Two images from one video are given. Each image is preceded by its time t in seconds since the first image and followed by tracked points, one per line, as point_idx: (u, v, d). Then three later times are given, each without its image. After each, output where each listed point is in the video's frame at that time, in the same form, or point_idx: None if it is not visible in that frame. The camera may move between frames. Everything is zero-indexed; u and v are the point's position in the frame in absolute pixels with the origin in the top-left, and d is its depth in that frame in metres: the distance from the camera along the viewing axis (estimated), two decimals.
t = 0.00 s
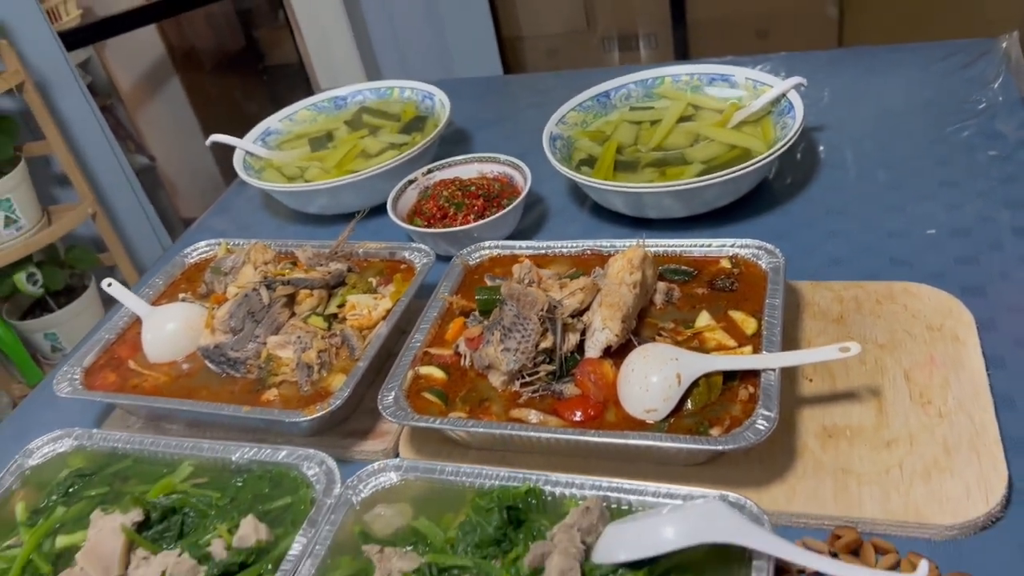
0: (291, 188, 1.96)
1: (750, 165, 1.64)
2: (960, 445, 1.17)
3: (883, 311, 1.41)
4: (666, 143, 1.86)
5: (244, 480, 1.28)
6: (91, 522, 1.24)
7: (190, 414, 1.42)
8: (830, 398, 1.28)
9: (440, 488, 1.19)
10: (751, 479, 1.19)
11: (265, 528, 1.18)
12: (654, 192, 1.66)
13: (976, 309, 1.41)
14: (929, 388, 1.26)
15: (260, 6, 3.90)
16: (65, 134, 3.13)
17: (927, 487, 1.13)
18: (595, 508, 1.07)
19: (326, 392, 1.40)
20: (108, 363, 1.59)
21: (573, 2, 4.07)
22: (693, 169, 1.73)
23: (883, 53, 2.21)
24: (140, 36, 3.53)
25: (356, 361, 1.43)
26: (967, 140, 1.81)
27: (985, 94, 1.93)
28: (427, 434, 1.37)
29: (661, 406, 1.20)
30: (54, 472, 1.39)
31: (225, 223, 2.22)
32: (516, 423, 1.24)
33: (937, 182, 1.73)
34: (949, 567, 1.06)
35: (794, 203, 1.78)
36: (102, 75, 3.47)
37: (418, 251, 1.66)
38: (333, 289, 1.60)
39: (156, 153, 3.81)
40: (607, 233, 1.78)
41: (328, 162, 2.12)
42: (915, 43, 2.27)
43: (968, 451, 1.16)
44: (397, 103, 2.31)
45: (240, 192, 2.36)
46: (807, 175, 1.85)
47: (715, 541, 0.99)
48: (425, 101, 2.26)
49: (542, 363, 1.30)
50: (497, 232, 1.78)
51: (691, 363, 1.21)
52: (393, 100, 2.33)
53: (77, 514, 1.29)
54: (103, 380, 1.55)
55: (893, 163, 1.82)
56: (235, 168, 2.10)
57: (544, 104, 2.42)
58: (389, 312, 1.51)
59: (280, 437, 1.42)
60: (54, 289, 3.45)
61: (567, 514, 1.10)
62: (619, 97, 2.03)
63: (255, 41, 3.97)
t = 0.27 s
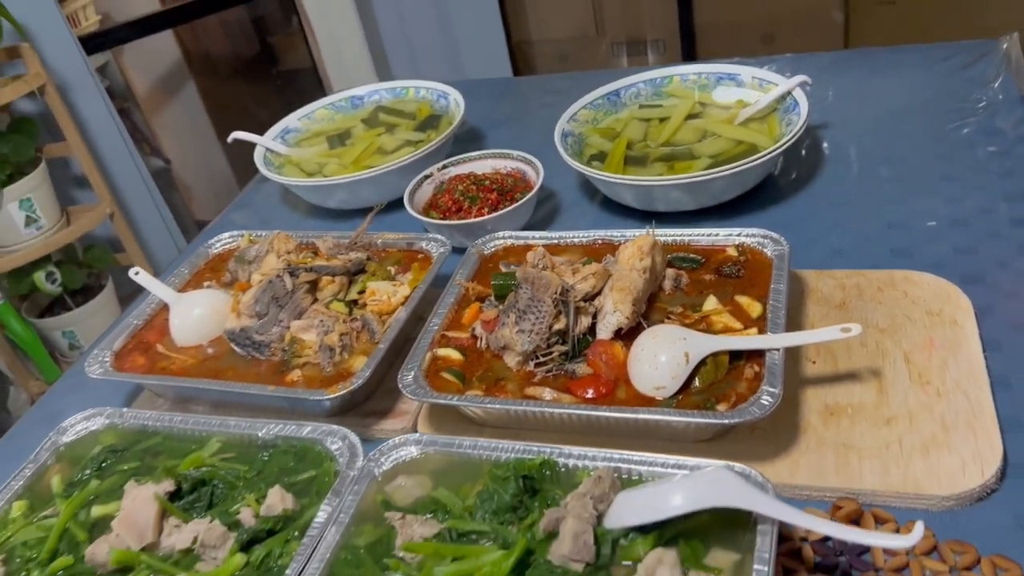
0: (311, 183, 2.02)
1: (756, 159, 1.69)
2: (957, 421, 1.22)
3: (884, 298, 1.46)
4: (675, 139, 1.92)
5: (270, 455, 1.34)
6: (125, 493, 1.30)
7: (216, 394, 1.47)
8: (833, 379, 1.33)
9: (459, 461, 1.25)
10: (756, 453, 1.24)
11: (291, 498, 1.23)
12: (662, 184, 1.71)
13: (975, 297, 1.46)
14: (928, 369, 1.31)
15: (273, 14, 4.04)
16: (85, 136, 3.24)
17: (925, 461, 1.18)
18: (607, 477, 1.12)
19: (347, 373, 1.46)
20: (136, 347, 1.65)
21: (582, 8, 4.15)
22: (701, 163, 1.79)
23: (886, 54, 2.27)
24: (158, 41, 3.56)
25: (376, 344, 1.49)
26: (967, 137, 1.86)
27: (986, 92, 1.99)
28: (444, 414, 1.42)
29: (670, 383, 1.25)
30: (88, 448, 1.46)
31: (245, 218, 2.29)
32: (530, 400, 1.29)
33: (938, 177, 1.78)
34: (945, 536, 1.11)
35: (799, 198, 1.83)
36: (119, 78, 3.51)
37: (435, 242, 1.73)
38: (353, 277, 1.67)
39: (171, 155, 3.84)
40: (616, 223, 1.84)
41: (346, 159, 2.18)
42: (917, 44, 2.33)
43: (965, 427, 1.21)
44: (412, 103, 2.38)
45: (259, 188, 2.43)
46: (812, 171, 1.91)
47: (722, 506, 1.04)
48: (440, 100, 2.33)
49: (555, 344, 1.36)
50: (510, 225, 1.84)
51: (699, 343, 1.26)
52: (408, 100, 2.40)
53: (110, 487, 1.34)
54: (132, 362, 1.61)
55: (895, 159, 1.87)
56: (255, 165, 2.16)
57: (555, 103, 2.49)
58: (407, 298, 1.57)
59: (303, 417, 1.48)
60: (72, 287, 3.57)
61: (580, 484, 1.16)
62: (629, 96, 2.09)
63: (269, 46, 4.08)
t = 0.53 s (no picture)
0: (328, 174, 2.08)
1: (760, 150, 1.75)
2: (953, 397, 1.27)
3: (884, 283, 1.51)
4: (681, 133, 1.97)
5: (292, 429, 1.40)
6: (153, 464, 1.36)
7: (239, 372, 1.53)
8: (834, 358, 1.38)
9: (474, 434, 1.31)
10: (759, 428, 1.29)
11: (313, 468, 1.29)
12: (670, 175, 1.77)
13: (971, 283, 1.51)
14: (926, 349, 1.36)
15: (284, 17, 4.09)
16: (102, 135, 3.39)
17: (921, 434, 1.23)
18: (616, 446, 1.17)
19: (366, 353, 1.52)
20: (161, 329, 1.70)
21: (590, 11, 4.23)
22: (706, 155, 1.85)
23: (888, 53, 2.32)
24: (171, 44, 3.67)
25: (394, 326, 1.55)
26: (966, 132, 1.91)
27: (985, 89, 2.04)
28: (458, 392, 1.48)
29: (676, 360, 1.31)
30: (116, 424, 1.51)
31: (262, 210, 2.35)
32: (542, 376, 1.35)
33: (937, 170, 1.83)
34: (940, 504, 1.16)
35: (802, 190, 1.89)
36: (134, 80, 3.65)
37: (449, 230, 1.79)
38: (371, 263, 1.73)
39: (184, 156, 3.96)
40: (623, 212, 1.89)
41: (361, 153, 2.25)
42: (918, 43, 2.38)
43: (960, 403, 1.26)
44: (425, 99, 2.44)
45: (276, 182, 2.49)
46: (815, 164, 1.96)
47: (726, 472, 1.09)
48: (452, 97, 2.39)
49: (566, 324, 1.42)
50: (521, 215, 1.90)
51: (704, 321, 1.32)
52: (421, 97, 2.46)
53: (139, 459, 1.40)
54: (158, 343, 1.66)
55: (896, 153, 1.92)
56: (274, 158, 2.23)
57: (564, 100, 2.55)
58: (423, 282, 1.63)
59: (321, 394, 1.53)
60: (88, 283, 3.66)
61: (590, 453, 1.21)
62: (637, 92, 2.14)
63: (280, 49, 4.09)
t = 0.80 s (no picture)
0: (346, 160, 2.13)
1: (767, 135, 1.80)
2: (951, 365, 1.32)
3: (886, 261, 1.57)
4: (690, 120, 2.03)
5: (316, 396, 1.46)
6: (184, 427, 1.42)
7: (265, 344, 1.59)
8: (838, 330, 1.44)
9: (492, 399, 1.36)
10: (765, 394, 1.35)
11: (338, 430, 1.35)
12: (679, 159, 1.83)
13: (971, 261, 1.56)
14: (926, 321, 1.41)
15: (296, 17, 4.18)
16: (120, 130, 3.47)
17: (921, 399, 1.28)
18: (628, 407, 1.23)
19: (386, 326, 1.58)
20: (187, 305, 1.77)
21: (599, 10, 4.29)
22: (715, 141, 1.90)
23: (892, 45, 2.37)
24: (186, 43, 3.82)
25: (413, 300, 1.61)
26: (967, 120, 1.97)
27: (986, 79, 2.09)
28: (475, 363, 1.53)
29: (685, 329, 1.36)
30: (146, 393, 1.58)
31: (281, 197, 2.41)
32: (557, 345, 1.41)
33: (939, 156, 1.88)
34: (938, 465, 1.21)
35: (807, 175, 1.94)
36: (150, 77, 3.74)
37: (465, 212, 1.85)
38: (390, 242, 1.79)
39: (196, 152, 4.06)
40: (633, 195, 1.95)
41: (378, 140, 2.31)
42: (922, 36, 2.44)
43: (958, 370, 1.31)
44: (440, 90, 2.51)
45: (294, 171, 2.56)
46: (820, 151, 2.01)
47: (732, 429, 1.15)
48: (466, 87, 2.45)
49: (579, 297, 1.47)
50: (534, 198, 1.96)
51: (713, 293, 1.37)
52: (436, 88, 2.53)
53: (170, 424, 1.46)
54: (185, 317, 1.73)
55: (899, 140, 1.98)
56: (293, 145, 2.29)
57: (574, 92, 2.60)
58: (440, 260, 1.69)
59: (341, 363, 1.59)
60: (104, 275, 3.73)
61: (603, 416, 1.27)
62: (646, 82, 2.20)
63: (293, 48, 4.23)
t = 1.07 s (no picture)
0: (360, 151, 2.18)
1: (770, 126, 1.86)
2: (946, 343, 1.37)
3: (884, 246, 1.62)
4: (695, 113, 2.08)
5: (334, 372, 1.51)
6: (208, 401, 1.47)
7: (284, 325, 1.65)
8: (837, 311, 1.49)
9: (503, 375, 1.42)
10: (765, 371, 1.41)
11: (355, 404, 1.41)
12: (685, 149, 1.88)
13: (967, 247, 1.61)
14: (922, 302, 1.46)
15: (307, 17, 4.26)
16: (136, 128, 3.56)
17: (916, 375, 1.33)
18: (633, 380, 1.29)
19: (401, 307, 1.63)
20: (208, 288, 1.83)
21: (606, 9, 4.34)
22: (719, 132, 1.96)
23: (894, 41, 2.42)
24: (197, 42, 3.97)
25: (426, 283, 1.67)
26: (967, 113, 2.02)
27: (986, 73, 2.14)
28: (486, 342, 1.59)
29: (689, 308, 1.42)
30: (169, 370, 1.64)
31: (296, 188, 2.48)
32: (565, 324, 1.46)
33: (939, 147, 1.93)
34: (932, 436, 1.26)
35: (809, 166, 1.99)
36: (163, 75, 3.87)
37: (476, 200, 1.91)
38: (404, 228, 1.85)
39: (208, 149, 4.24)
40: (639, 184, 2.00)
41: (391, 133, 2.37)
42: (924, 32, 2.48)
43: (953, 348, 1.36)
44: (451, 85, 2.57)
45: (308, 163, 2.62)
46: (822, 142, 2.06)
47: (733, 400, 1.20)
48: (477, 82, 2.51)
49: (587, 278, 1.53)
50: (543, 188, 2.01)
51: (716, 273, 1.42)
52: (447, 82, 2.59)
53: (193, 399, 1.52)
54: (206, 300, 1.79)
55: (899, 132, 2.02)
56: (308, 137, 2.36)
57: (582, 87, 2.66)
58: (452, 245, 1.74)
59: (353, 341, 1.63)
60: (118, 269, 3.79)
61: (609, 389, 1.32)
62: (653, 76, 2.26)
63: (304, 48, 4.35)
